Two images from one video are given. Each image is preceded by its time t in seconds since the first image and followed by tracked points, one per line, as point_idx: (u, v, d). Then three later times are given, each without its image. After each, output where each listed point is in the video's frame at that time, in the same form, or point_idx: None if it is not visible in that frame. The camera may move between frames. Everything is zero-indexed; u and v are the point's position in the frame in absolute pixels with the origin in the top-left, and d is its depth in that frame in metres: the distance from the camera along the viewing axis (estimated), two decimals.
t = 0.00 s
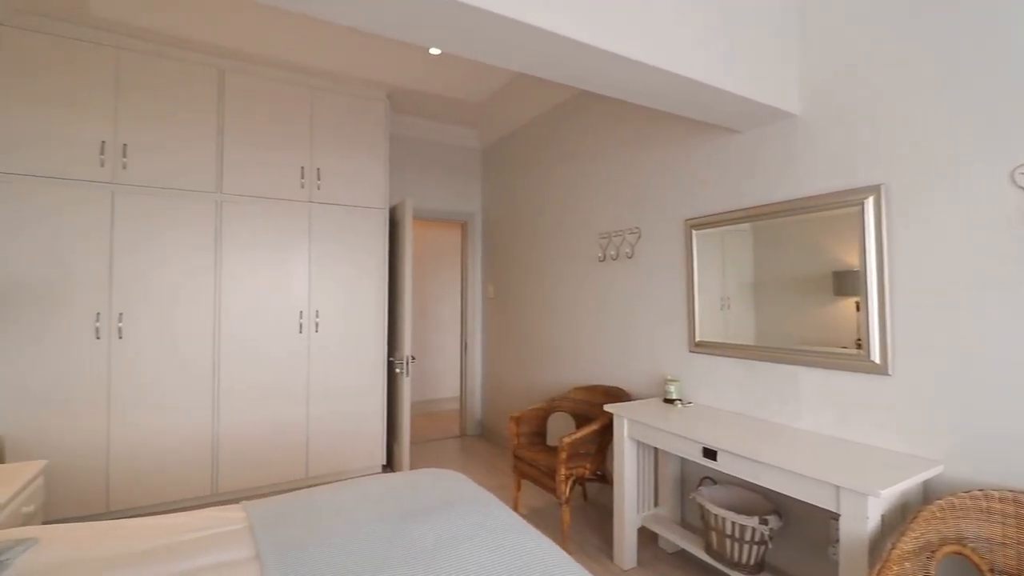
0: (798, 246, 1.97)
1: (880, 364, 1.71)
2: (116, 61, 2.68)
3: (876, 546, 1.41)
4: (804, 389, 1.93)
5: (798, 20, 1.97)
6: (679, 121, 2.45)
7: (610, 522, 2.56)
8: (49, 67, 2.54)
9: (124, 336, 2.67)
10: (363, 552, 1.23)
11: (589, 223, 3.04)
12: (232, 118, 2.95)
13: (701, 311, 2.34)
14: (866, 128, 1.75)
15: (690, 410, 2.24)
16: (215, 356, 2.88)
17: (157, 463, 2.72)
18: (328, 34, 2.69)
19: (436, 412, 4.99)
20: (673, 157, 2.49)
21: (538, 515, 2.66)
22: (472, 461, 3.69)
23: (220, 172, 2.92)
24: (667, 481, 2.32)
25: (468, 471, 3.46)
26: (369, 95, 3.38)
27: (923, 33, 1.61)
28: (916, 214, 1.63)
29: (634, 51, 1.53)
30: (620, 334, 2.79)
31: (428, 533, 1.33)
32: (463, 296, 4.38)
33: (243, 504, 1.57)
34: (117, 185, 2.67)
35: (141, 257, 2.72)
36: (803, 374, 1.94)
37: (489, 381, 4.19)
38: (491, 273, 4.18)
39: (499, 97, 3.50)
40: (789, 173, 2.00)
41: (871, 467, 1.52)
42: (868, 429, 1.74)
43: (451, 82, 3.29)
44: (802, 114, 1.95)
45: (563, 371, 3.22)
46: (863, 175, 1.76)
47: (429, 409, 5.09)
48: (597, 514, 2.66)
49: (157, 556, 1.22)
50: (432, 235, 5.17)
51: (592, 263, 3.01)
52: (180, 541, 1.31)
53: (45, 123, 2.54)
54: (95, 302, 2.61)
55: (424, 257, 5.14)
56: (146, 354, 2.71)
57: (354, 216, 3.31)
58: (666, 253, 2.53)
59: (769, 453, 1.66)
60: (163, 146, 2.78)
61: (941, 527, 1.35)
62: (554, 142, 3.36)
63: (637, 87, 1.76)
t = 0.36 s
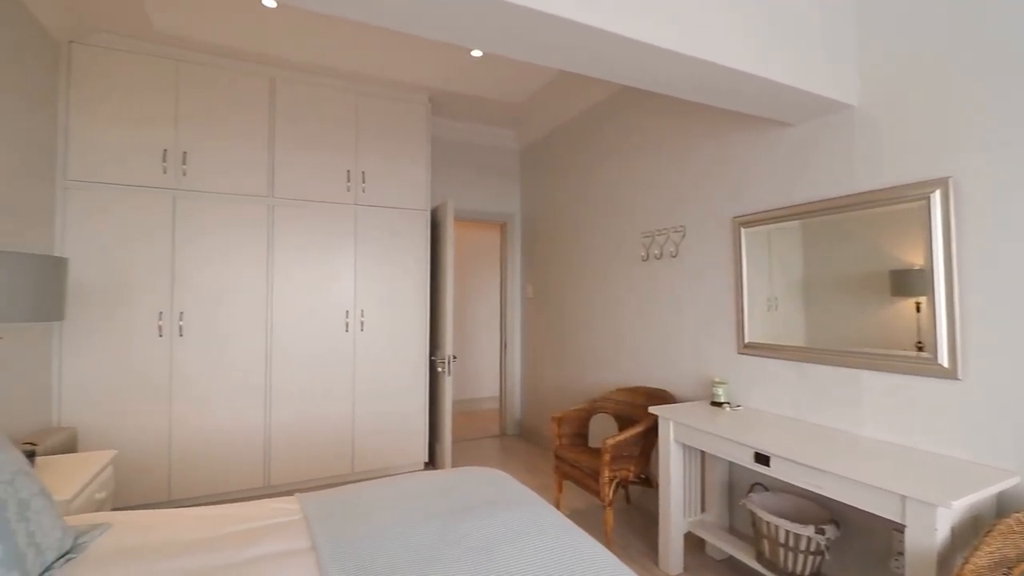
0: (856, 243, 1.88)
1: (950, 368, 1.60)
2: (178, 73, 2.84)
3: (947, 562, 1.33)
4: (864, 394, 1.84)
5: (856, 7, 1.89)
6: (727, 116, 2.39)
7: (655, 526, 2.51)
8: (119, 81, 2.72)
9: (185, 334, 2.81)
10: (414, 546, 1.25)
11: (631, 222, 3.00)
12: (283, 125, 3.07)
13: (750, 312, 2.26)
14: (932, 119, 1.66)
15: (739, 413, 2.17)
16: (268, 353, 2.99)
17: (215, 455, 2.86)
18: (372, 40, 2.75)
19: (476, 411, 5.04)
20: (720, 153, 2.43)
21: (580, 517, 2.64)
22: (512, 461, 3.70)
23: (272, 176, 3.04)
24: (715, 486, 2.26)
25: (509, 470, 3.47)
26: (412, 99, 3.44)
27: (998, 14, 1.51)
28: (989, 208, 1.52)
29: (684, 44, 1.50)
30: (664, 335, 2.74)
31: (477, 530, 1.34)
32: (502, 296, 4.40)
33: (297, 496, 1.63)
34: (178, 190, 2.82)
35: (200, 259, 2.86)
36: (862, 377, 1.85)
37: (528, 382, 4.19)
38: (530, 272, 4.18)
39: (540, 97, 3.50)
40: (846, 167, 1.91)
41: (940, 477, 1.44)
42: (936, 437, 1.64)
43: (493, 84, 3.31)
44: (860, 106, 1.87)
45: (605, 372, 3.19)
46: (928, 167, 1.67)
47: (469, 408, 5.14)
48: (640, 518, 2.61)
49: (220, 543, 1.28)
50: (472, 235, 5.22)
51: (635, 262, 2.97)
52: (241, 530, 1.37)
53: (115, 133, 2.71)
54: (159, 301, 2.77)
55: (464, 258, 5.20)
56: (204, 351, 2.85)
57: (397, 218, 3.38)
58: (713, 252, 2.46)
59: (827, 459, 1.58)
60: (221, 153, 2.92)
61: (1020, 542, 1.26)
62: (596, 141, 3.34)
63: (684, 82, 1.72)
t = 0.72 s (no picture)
0: (918, 240, 1.78)
1: None
2: (232, 85, 2.97)
3: None
4: (928, 400, 1.74)
5: None
6: (776, 110, 2.31)
7: (701, 532, 2.45)
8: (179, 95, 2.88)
9: (239, 333, 2.95)
10: (463, 544, 1.27)
11: (675, 221, 2.94)
12: (330, 131, 3.18)
13: (802, 313, 2.18)
14: (1005, 107, 1.55)
15: (791, 418, 2.09)
16: (315, 353, 3.10)
17: (266, 449, 2.98)
18: (414, 46, 2.81)
19: (515, 411, 5.06)
20: (768, 149, 2.36)
21: (622, 520, 2.61)
22: (552, 462, 3.69)
23: (320, 181, 3.14)
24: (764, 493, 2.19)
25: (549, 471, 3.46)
26: (452, 102, 3.49)
27: None
28: None
29: (732, 38, 1.46)
30: (709, 336, 2.67)
31: (525, 530, 1.35)
32: (541, 296, 4.40)
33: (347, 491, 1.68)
34: (232, 196, 2.96)
35: (253, 261, 2.99)
36: (925, 382, 1.75)
37: (568, 383, 4.17)
38: (570, 273, 4.17)
39: (580, 96, 3.49)
40: (907, 161, 1.82)
41: (1015, 489, 1.34)
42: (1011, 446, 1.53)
43: (533, 85, 3.32)
44: (922, 95, 1.77)
45: (647, 373, 3.14)
46: (999, 159, 1.56)
47: (508, 408, 5.16)
48: (685, 523, 2.56)
49: (278, 533, 1.33)
50: (511, 236, 5.25)
51: (679, 262, 2.91)
52: (296, 522, 1.42)
53: (175, 143, 2.87)
54: (215, 302, 2.91)
55: (503, 258, 5.23)
56: (257, 350, 2.98)
57: (439, 220, 3.43)
58: (761, 251, 2.39)
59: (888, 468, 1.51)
60: (271, 159, 3.05)
61: None
62: (637, 140, 3.30)
63: (731, 77, 1.68)
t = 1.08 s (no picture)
0: (981, 237, 1.69)
1: None
2: (278, 93, 3.09)
3: None
4: (991, 405, 1.65)
5: None
6: (824, 103, 2.24)
7: (743, 539, 2.39)
8: (229, 103, 3.01)
9: (285, 332, 3.06)
10: (504, 541, 1.28)
11: (715, 219, 2.88)
12: (370, 135, 3.26)
13: (852, 313, 2.10)
14: None
15: (841, 423, 2.01)
16: (356, 351, 3.18)
17: (310, 444, 3.08)
18: (451, 49, 2.85)
19: (551, 412, 5.05)
20: (816, 144, 2.28)
21: (661, 523, 2.58)
22: (588, 463, 3.67)
23: (360, 185, 3.23)
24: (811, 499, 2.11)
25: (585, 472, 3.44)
26: (488, 104, 3.52)
27: None
28: None
29: (777, 29, 1.43)
30: (752, 337, 2.60)
31: (566, 530, 1.35)
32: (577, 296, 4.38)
33: (389, 486, 1.72)
34: (278, 200, 3.08)
35: (297, 263, 3.10)
36: (988, 386, 1.66)
37: (604, 384, 4.14)
38: (606, 273, 4.13)
39: (617, 94, 3.46)
40: (967, 152, 1.72)
41: None
42: None
43: (569, 85, 3.31)
44: (985, 83, 1.68)
45: (687, 375, 3.09)
46: None
47: (543, 409, 5.16)
48: (726, 529, 2.49)
49: (325, 525, 1.38)
50: (546, 237, 5.25)
51: (720, 261, 2.85)
52: (341, 515, 1.46)
53: (225, 150, 3.00)
54: (262, 301, 3.03)
55: (538, 259, 5.24)
56: (301, 348, 3.08)
57: (475, 221, 3.46)
58: (808, 249, 2.31)
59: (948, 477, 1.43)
60: (314, 164, 3.15)
61: None
62: (677, 137, 3.24)
63: (776, 69, 1.63)
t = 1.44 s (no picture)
0: None
1: None
2: (315, 98, 3.18)
3: None
4: None
5: None
6: (867, 95, 2.15)
7: (783, 546, 2.32)
8: (270, 109, 3.12)
9: (322, 331, 3.14)
10: (538, 541, 1.28)
11: (752, 217, 2.81)
12: (404, 138, 3.32)
13: (899, 313, 2.01)
14: None
15: (887, 428, 1.93)
16: (390, 350, 3.24)
17: (346, 441, 3.15)
18: (482, 51, 2.87)
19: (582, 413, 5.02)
20: (859, 138, 2.20)
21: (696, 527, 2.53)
22: (620, 464, 3.63)
23: (394, 187, 3.29)
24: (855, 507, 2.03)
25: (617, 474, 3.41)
26: (519, 104, 3.53)
27: None
28: None
29: (814, 20, 1.39)
30: (792, 338, 2.53)
31: (601, 532, 1.33)
32: (608, 296, 4.35)
33: (425, 483, 1.75)
34: (316, 203, 3.16)
35: (334, 264, 3.18)
36: None
37: (636, 384, 4.09)
38: (638, 272, 4.09)
39: (650, 92, 3.42)
40: None
41: None
42: None
43: (601, 84, 3.29)
44: None
45: (723, 377, 3.03)
46: None
47: (574, 409, 5.14)
48: (764, 535, 2.43)
49: (363, 520, 1.41)
50: (577, 236, 5.23)
51: (758, 260, 2.78)
52: (379, 510, 1.50)
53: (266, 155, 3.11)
54: (301, 301, 3.12)
55: (569, 258, 5.22)
56: (338, 347, 3.16)
57: (506, 222, 3.48)
58: (851, 247, 2.23)
59: (1005, 486, 1.35)
60: (350, 167, 3.23)
61: None
62: (712, 134, 3.18)
63: (815, 61, 1.59)
